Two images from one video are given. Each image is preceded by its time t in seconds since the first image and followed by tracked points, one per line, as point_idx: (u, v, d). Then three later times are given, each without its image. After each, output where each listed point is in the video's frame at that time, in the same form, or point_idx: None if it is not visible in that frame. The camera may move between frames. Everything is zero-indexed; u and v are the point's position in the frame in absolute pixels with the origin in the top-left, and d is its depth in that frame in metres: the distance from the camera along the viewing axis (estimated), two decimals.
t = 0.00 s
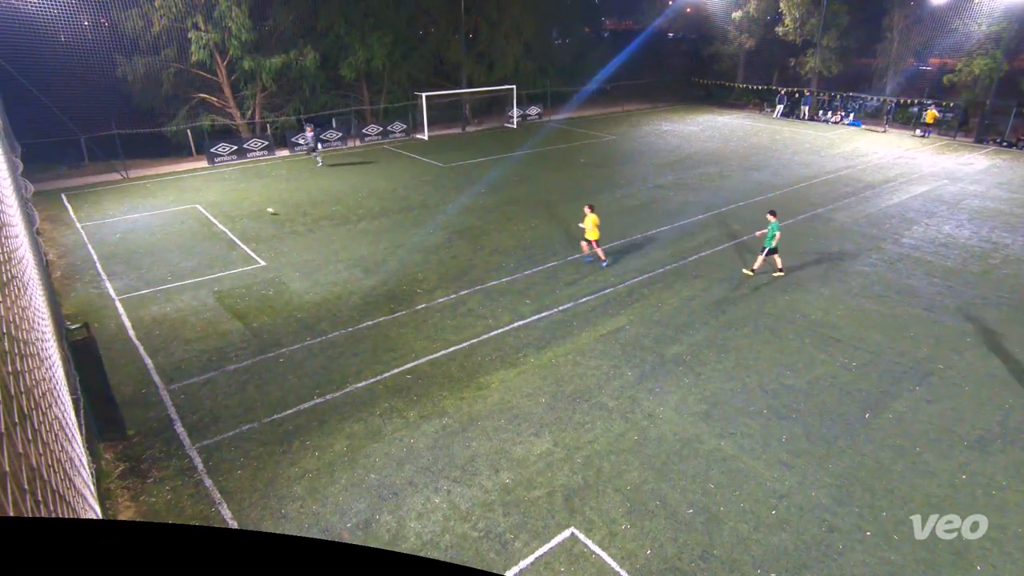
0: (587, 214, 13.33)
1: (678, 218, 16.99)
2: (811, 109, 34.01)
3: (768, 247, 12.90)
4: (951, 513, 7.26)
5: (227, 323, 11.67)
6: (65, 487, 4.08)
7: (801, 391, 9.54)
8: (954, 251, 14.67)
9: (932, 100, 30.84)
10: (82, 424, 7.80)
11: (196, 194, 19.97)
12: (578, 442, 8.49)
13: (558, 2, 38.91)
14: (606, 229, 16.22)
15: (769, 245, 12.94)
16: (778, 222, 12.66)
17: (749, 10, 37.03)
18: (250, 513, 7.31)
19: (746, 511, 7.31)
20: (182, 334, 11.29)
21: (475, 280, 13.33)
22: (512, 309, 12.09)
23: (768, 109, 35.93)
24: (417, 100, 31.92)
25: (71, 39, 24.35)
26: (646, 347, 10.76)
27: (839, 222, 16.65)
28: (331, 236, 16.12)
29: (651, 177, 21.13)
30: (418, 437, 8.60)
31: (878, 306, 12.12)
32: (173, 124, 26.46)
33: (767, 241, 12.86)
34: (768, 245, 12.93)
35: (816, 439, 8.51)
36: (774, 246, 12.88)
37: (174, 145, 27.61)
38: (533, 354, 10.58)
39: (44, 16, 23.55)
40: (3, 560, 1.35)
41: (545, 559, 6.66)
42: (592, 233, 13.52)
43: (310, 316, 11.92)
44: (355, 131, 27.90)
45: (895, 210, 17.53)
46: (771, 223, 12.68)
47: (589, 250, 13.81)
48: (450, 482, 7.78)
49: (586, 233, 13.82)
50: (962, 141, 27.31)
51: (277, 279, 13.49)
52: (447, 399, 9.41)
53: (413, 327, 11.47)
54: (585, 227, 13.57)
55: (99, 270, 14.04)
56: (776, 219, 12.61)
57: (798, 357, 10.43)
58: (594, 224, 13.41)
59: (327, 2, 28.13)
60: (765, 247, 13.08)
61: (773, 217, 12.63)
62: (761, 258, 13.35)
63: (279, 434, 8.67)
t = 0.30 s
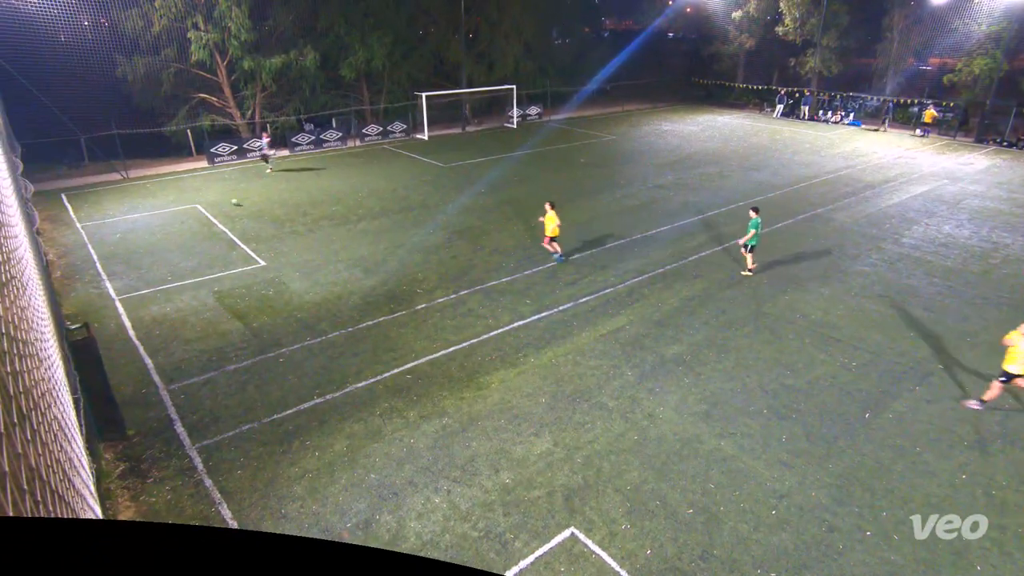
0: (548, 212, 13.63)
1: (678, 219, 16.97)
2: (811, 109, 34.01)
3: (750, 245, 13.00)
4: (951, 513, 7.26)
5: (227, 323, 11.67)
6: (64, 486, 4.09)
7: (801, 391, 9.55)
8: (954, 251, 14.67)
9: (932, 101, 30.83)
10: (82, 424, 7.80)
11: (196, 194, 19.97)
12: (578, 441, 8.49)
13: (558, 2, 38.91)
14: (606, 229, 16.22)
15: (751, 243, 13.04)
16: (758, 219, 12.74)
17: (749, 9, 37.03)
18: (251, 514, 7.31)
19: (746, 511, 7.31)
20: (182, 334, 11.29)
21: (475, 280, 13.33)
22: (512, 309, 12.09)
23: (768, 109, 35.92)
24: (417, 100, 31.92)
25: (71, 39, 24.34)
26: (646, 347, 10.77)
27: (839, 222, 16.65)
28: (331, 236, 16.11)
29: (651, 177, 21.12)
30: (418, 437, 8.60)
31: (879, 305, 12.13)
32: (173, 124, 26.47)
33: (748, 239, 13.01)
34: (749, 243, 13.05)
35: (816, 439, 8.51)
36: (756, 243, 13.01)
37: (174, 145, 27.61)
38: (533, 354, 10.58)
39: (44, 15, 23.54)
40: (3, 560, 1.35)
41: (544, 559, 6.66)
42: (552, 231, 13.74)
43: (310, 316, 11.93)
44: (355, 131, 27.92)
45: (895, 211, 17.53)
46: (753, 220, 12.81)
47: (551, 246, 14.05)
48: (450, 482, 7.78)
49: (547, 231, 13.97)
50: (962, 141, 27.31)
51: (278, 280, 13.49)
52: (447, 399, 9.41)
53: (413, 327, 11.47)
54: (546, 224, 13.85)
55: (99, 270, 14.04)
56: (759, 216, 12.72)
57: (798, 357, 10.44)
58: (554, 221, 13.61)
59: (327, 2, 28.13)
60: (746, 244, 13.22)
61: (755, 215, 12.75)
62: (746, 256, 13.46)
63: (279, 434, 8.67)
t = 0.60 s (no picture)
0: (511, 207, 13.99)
1: (678, 219, 16.95)
2: (811, 109, 34.01)
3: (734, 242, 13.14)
4: (952, 513, 7.25)
5: (227, 323, 11.67)
6: (64, 486, 4.10)
7: (801, 391, 9.54)
8: (954, 251, 14.66)
9: (932, 101, 30.85)
10: (81, 424, 7.80)
11: (196, 195, 19.96)
12: (578, 442, 8.48)
13: (558, 2, 38.89)
14: (605, 229, 16.21)
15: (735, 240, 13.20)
16: (738, 215, 12.94)
17: (749, 9, 37.03)
18: (251, 514, 7.31)
19: (746, 511, 7.31)
20: (183, 334, 11.29)
21: (475, 280, 13.33)
22: (512, 309, 12.09)
23: (768, 109, 35.93)
24: (418, 100, 31.94)
25: (71, 38, 24.37)
26: (646, 347, 10.76)
27: (840, 222, 16.64)
28: (331, 236, 16.11)
29: (651, 177, 21.12)
30: (419, 437, 8.60)
31: (880, 305, 12.13)
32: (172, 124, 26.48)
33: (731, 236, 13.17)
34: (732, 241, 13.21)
35: (816, 439, 8.50)
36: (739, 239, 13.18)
37: (174, 145, 27.61)
38: (533, 354, 10.58)
39: (44, 15, 23.54)
40: (2, 561, 1.34)
41: (544, 559, 6.65)
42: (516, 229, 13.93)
43: (310, 316, 11.93)
44: (355, 131, 27.93)
45: (895, 211, 17.51)
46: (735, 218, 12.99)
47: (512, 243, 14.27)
48: (450, 482, 7.78)
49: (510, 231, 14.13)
50: (962, 141, 27.30)
51: (278, 280, 13.49)
52: (447, 399, 9.41)
53: (413, 327, 11.47)
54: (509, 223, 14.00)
55: (99, 270, 14.03)
56: (739, 214, 12.93)
57: (799, 357, 10.43)
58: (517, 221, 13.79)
59: (327, 2, 28.12)
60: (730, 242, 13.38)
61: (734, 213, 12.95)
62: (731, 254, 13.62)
63: (279, 434, 8.67)
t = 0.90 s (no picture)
0: (476, 204, 14.12)
1: (679, 219, 16.93)
2: (811, 109, 34.01)
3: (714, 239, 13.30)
4: (951, 512, 7.26)
5: (227, 323, 11.67)
6: (64, 486, 4.09)
7: (800, 391, 9.55)
8: (955, 252, 14.66)
9: (932, 101, 30.87)
10: (81, 424, 7.80)
11: (196, 195, 19.96)
12: (578, 441, 8.49)
13: (558, 2, 38.88)
14: (606, 229, 16.20)
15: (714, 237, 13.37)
16: (720, 214, 13.12)
17: (749, 10, 37.01)
18: (251, 514, 7.30)
19: (746, 511, 7.31)
20: (183, 334, 11.29)
21: (475, 280, 13.33)
22: (512, 309, 12.09)
23: (768, 110, 35.95)
24: (418, 100, 31.95)
25: (71, 39, 24.37)
26: (645, 347, 10.78)
27: (840, 222, 16.63)
28: (331, 236, 16.11)
29: (651, 177, 21.12)
30: (419, 436, 8.60)
31: (880, 305, 12.13)
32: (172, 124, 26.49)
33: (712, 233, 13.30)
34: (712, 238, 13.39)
35: (815, 439, 8.50)
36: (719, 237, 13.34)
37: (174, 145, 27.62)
38: (533, 354, 10.59)
39: (44, 15, 23.56)
40: (3, 560, 1.34)
41: (544, 559, 6.65)
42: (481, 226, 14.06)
43: (310, 315, 11.94)
44: (355, 131, 27.92)
45: (895, 211, 17.51)
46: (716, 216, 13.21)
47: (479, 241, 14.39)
48: (450, 482, 7.78)
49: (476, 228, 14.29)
50: (962, 142, 27.31)
51: (278, 280, 13.49)
52: (447, 399, 9.41)
53: (413, 327, 11.47)
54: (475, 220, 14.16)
55: (99, 270, 14.03)
56: (720, 211, 13.13)
57: (799, 357, 10.44)
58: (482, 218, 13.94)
59: (327, 2, 28.10)
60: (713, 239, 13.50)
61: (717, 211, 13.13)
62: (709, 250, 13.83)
63: (279, 434, 8.67)
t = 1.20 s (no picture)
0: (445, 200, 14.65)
1: (679, 219, 16.93)
2: (811, 109, 34.02)
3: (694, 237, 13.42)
4: (950, 512, 7.26)
5: (227, 323, 11.67)
6: (64, 486, 4.10)
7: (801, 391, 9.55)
8: (955, 252, 14.66)
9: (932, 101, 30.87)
10: (81, 424, 7.80)
11: (196, 194, 19.97)
12: (578, 441, 8.49)
13: (558, 2, 38.88)
14: (606, 229, 16.20)
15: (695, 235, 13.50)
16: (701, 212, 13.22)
17: (749, 10, 37.03)
18: (251, 514, 7.31)
19: (746, 511, 7.30)
20: (183, 334, 11.29)
21: (476, 280, 13.33)
22: (512, 309, 12.10)
23: (768, 109, 35.98)
24: (418, 100, 31.96)
25: (71, 39, 24.37)
26: (645, 347, 10.77)
27: (840, 222, 16.63)
28: (331, 236, 16.11)
29: (650, 177, 21.11)
30: (418, 436, 8.60)
31: (879, 305, 12.14)
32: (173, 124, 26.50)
33: (691, 232, 13.43)
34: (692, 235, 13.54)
35: (816, 439, 8.51)
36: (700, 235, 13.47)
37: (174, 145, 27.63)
38: (533, 354, 10.58)
39: (44, 16, 23.56)
40: (2, 560, 1.34)
41: (544, 559, 6.65)
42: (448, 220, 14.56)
43: (310, 315, 11.95)
44: (355, 131, 27.93)
45: (895, 211, 17.52)
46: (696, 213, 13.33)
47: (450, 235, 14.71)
48: (450, 482, 7.78)
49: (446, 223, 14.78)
50: (962, 142, 27.32)
51: (278, 280, 13.49)
52: (447, 399, 9.41)
53: (413, 327, 11.47)
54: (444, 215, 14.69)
55: (99, 270, 14.03)
56: (701, 209, 13.24)
57: (799, 357, 10.45)
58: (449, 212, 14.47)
59: (327, 2, 28.09)
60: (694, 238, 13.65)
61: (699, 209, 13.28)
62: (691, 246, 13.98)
63: (279, 434, 8.67)
